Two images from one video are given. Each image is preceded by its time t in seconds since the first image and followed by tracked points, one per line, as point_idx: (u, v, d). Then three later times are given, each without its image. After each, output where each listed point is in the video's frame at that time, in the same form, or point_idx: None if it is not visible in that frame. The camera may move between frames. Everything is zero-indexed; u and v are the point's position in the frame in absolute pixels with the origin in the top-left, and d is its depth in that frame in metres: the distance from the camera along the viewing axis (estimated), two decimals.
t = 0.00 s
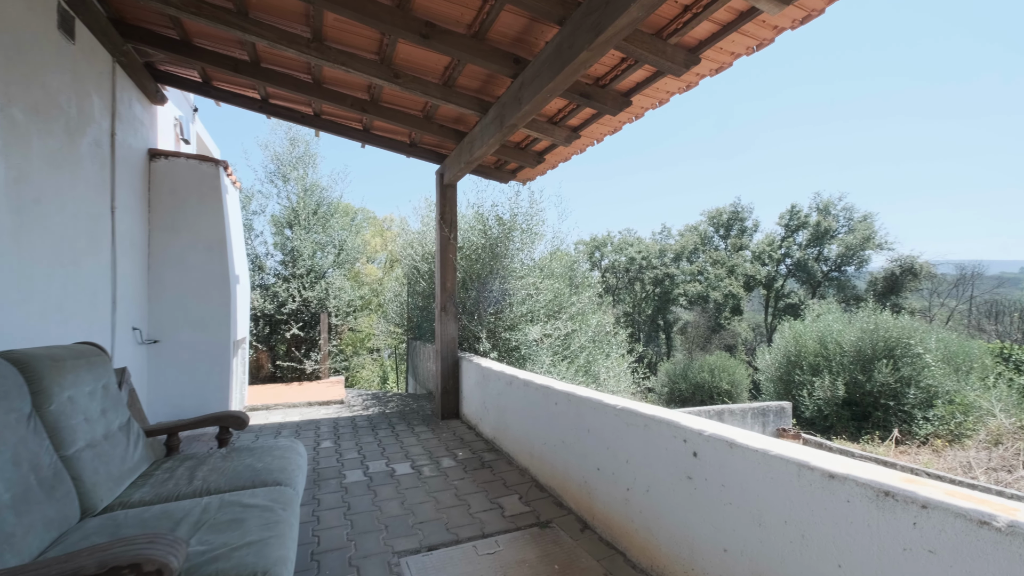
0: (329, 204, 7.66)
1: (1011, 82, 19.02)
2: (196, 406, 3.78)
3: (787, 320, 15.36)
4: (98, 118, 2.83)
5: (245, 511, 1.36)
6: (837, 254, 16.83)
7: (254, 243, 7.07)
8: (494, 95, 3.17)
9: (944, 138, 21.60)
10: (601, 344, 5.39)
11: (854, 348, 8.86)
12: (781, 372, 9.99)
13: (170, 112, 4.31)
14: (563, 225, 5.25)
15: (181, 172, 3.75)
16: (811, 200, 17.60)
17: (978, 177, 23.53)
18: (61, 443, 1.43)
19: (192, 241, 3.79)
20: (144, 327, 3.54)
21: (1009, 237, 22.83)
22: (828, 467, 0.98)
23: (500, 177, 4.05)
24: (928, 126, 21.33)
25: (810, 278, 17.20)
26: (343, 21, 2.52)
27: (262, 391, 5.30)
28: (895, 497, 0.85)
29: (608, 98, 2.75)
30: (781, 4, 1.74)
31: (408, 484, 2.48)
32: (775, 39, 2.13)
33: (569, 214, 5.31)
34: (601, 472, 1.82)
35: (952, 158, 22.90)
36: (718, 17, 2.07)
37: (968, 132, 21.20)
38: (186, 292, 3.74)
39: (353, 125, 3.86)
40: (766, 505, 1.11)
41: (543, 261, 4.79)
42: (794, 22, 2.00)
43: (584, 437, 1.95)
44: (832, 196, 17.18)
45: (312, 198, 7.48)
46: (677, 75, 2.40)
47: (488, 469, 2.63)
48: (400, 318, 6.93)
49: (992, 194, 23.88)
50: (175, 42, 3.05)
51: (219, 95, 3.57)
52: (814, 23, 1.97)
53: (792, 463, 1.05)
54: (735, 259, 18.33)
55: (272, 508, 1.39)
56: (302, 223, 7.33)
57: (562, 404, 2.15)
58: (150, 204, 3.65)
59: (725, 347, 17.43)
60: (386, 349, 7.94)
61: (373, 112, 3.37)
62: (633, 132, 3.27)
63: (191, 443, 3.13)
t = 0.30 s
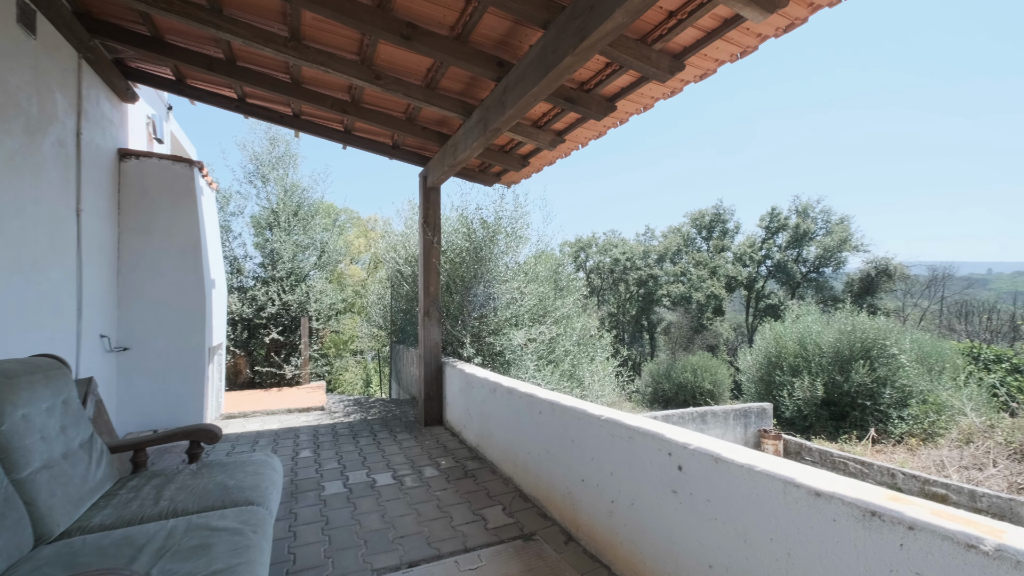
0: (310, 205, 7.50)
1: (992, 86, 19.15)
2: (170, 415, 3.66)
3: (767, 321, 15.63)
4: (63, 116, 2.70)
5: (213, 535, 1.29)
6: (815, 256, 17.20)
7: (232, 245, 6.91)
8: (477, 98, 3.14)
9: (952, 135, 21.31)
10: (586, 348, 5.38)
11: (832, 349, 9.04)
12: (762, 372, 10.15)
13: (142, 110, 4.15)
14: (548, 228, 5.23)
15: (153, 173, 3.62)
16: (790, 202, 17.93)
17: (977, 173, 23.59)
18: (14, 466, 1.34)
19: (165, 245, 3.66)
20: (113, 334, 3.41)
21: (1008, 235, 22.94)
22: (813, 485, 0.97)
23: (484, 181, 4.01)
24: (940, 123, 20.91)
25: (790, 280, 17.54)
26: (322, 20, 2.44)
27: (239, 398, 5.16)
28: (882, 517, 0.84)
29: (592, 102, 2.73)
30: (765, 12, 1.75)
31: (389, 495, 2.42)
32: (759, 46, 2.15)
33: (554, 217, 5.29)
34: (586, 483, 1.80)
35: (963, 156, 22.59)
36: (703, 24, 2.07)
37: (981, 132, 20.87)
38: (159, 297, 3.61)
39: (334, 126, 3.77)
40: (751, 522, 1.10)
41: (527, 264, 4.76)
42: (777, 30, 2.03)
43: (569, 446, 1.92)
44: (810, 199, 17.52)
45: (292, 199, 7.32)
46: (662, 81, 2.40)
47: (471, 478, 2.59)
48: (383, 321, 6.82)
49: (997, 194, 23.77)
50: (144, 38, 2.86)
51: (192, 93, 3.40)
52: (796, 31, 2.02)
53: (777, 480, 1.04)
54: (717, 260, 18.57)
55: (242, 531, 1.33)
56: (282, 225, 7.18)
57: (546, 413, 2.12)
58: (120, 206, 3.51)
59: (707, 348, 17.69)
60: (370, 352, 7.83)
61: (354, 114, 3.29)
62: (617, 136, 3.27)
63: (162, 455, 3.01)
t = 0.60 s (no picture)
0: (287, 206, 7.33)
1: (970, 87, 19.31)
2: (138, 425, 3.51)
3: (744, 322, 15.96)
4: (20, 112, 2.56)
5: (180, 560, 1.23)
6: (790, 257, 17.64)
7: (206, 246, 6.72)
8: (459, 101, 3.10)
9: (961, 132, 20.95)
10: (568, 351, 5.38)
11: (807, 349, 9.27)
12: (739, 373, 10.34)
13: (109, 107, 3.99)
14: (530, 231, 5.22)
15: (120, 173, 3.47)
16: (767, 206, 18.30)
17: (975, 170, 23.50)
18: None
19: (133, 248, 3.51)
20: (76, 342, 3.25)
21: (1011, 231, 22.88)
22: (796, 498, 0.97)
23: (466, 183, 3.98)
24: (948, 116, 20.63)
25: (766, 281, 17.95)
26: (298, 18, 2.37)
27: (213, 405, 5.00)
28: (864, 532, 0.84)
29: (575, 107, 2.72)
30: (747, 21, 1.77)
31: (368, 506, 2.37)
32: (739, 55, 2.18)
33: (536, 220, 5.28)
34: (568, 492, 1.78)
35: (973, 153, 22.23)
36: (685, 31, 2.09)
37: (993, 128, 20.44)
38: (126, 301, 3.46)
39: (312, 126, 3.68)
40: (734, 535, 1.09)
41: (510, 267, 4.73)
42: (757, 39, 2.08)
43: (551, 456, 1.91)
44: (785, 202, 17.93)
45: (269, 199, 7.16)
46: (644, 87, 2.41)
47: (453, 487, 2.55)
48: (363, 324, 6.71)
49: (1002, 192, 23.75)
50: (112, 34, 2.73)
51: (162, 90, 3.26)
52: (776, 41, 2.07)
53: (760, 492, 1.04)
54: (696, 261, 18.83)
55: (211, 554, 1.26)
56: (258, 226, 7.01)
57: (528, 421, 2.10)
58: (84, 207, 3.36)
59: (687, 347, 17.95)
60: (350, 354, 7.70)
61: (333, 114, 3.21)
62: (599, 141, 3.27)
63: (129, 468, 2.88)
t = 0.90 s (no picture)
0: (262, 205, 7.14)
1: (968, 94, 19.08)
2: (102, 436, 3.36)
3: (721, 323, 16.28)
4: None
5: None
6: (765, 259, 18.08)
7: (177, 247, 6.49)
8: (441, 102, 3.07)
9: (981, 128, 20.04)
10: (550, 354, 5.37)
11: (782, 350, 9.50)
12: (717, 373, 10.52)
13: (72, 101, 3.81)
14: (512, 233, 5.21)
15: (83, 170, 3.31)
16: (742, 208, 18.66)
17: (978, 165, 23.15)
18: None
19: (98, 249, 3.36)
20: (36, 348, 3.09)
21: (1012, 231, 22.79)
22: (778, 509, 0.98)
23: (448, 185, 3.93)
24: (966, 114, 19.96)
25: (742, 282, 18.36)
26: (274, 15, 2.30)
27: (184, 411, 4.82)
28: (845, 544, 0.85)
29: (558, 111, 2.72)
30: (728, 30, 1.82)
31: (346, 516, 2.31)
32: (720, 63, 2.22)
33: (518, 222, 5.26)
34: (550, 501, 1.77)
35: (989, 150, 21.49)
36: (667, 38, 2.11)
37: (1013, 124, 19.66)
38: (89, 305, 3.31)
39: (289, 126, 3.58)
40: (717, 546, 1.10)
41: (491, 270, 4.70)
42: (738, 48, 2.12)
43: (533, 464, 1.89)
44: (761, 205, 18.33)
45: (245, 199, 6.97)
46: (627, 93, 2.42)
47: (433, 495, 2.51)
48: (342, 326, 6.58)
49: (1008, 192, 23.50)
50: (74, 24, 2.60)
51: (130, 86, 3.11)
52: (756, 50, 2.12)
53: (742, 504, 1.04)
54: (674, 263, 19.06)
55: None
56: (233, 226, 6.81)
57: (510, 428, 2.08)
58: (45, 206, 3.19)
59: (665, 348, 18.21)
60: (328, 357, 7.56)
61: (311, 114, 3.14)
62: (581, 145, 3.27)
63: (92, 481, 2.74)
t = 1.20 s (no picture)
0: (237, 206, 6.95)
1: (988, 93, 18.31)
2: (66, 445, 3.21)
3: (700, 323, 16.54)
4: None
5: None
6: (742, 260, 18.45)
7: (148, 247, 6.27)
8: (422, 104, 3.03)
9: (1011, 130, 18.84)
10: (532, 356, 5.36)
11: (758, 350, 9.71)
12: (696, 373, 10.68)
13: (34, 96, 3.64)
14: (494, 235, 5.20)
15: (47, 168, 3.17)
16: (721, 210, 19.01)
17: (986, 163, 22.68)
18: None
19: (62, 249, 3.22)
20: None
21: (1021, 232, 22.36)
22: (758, 518, 0.98)
23: (429, 187, 3.89)
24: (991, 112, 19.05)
25: (720, 283, 18.71)
26: (250, 12, 2.23)
27: (154, 419, 4.65)
28: (824, 553, 0.86)
29: (540, 115, 2.72)
30: (708, 38, 1.85)
31: (324, 526, 2.26)
32: (700, 70, 2.25)
33: (500, 224, 5.25)
34: (532, 508, 1.76)
35: (1006, 153, 20.40)
36: (649, 44, 2.13)
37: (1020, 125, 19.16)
38: (52, 309, 3.16)
39: (266, 125, 3.49)
40: (698, 553, 1.10)
41: (473, 272, 4.68)
42: (718, 55, 2.16)
43: (515, 470, 1.88)
44: (738, 208, 18.68)
45: (220, 198, 6.80)
46: (609, 98, 2.44)
47: (414, 502, 2.47)
48: (321, 329, 6.46)
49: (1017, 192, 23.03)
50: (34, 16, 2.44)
51: (96, 81, 2.96)
52: (735, 57, 2.16)
53: (723, 513, 1.04)
54: (655, 264, 19.30)
55: None
56: (207, 227, 6.63)
57: (492, 434, 2.06)
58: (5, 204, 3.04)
59: (646, 348, 18.41)
60: (306, 360, 7.40)
61: (288, 113, 3.06)
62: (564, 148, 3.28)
63: (54, 494, 2.62)
